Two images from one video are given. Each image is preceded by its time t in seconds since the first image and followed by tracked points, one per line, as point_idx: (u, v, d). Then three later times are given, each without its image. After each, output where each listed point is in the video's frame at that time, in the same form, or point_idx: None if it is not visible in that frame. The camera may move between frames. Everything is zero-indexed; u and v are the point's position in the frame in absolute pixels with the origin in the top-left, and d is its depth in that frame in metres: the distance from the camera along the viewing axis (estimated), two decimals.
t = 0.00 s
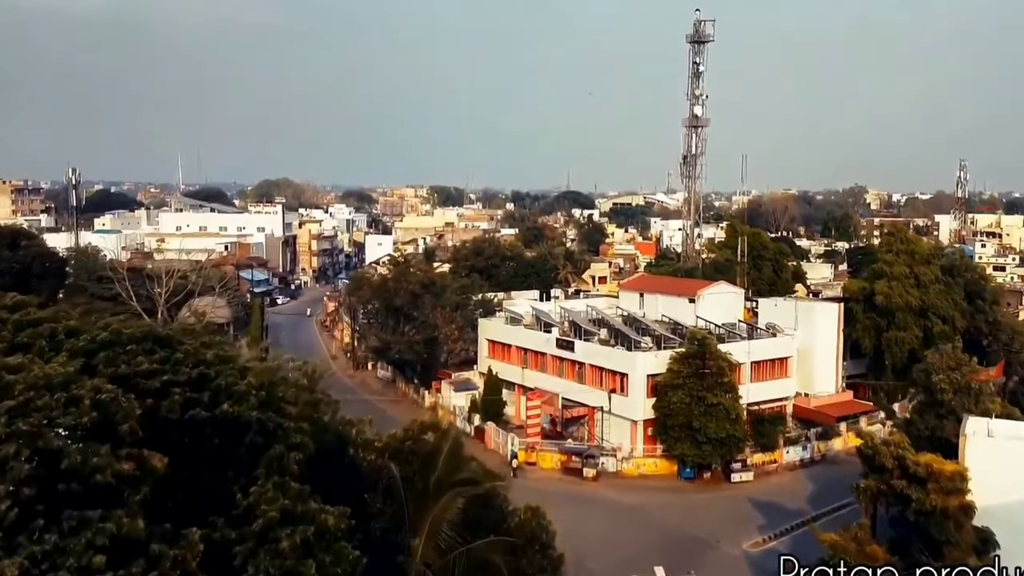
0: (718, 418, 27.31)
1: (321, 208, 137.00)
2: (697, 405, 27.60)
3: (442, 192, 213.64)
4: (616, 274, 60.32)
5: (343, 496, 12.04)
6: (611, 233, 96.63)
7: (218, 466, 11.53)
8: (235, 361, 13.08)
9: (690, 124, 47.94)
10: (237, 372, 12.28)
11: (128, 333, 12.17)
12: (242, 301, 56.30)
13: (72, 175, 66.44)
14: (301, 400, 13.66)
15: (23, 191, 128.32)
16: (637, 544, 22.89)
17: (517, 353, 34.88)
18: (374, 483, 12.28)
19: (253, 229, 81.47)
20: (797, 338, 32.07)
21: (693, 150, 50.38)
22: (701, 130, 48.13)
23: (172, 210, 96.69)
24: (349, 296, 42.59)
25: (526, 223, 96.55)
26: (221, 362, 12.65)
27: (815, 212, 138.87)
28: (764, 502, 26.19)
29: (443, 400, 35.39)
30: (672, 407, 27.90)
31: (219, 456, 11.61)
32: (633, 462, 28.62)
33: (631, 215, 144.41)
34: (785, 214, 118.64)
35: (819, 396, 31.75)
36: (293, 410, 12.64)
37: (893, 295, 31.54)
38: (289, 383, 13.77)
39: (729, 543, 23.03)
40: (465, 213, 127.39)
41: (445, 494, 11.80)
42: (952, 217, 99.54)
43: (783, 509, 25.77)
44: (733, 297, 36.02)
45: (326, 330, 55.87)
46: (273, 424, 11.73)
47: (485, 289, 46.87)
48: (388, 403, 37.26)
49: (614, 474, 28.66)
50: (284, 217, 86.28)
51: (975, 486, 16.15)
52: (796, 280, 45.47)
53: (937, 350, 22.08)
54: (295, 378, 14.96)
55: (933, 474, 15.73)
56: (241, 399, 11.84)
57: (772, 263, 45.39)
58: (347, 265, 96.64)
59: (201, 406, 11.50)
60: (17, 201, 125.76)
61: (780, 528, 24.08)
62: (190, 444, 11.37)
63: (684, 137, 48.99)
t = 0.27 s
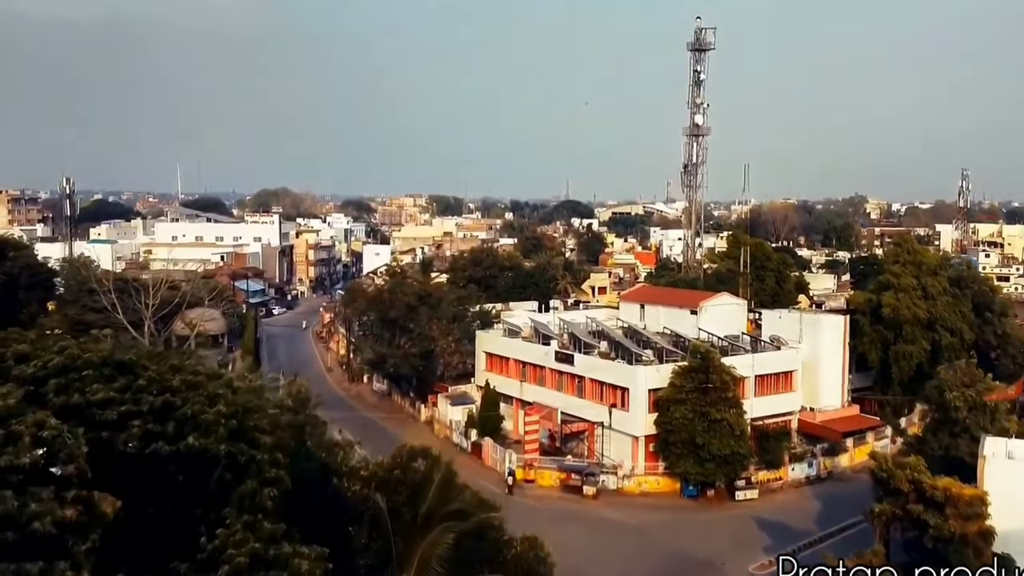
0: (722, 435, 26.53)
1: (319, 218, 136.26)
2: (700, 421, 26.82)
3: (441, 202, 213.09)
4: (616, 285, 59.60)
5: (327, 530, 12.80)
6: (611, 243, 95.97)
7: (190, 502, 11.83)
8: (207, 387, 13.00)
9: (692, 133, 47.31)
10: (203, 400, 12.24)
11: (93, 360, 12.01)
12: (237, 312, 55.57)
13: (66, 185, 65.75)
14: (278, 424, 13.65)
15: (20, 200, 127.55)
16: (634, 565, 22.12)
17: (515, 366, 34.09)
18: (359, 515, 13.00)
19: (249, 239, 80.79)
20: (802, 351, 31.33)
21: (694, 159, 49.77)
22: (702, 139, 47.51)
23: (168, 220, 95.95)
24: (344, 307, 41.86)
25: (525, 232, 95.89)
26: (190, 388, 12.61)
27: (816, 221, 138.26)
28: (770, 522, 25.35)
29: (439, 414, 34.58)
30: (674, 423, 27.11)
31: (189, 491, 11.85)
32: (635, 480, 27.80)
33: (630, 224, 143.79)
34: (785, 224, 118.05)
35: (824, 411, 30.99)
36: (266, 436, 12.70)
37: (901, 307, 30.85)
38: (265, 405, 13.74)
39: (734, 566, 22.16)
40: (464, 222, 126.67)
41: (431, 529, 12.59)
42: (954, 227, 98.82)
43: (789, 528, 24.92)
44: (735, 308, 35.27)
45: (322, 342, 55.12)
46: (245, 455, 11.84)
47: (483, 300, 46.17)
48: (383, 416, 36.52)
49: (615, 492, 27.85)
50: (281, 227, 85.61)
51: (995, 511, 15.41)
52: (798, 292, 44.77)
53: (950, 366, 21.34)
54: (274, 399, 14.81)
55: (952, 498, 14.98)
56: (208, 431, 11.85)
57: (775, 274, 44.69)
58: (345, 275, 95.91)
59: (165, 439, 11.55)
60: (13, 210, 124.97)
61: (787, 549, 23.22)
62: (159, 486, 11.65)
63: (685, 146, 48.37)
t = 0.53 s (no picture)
0: (725, 449, 25.84)
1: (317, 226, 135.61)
2: (703, 435, 26.10)
3: (440, 210, 212.63)
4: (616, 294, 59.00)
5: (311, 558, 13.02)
6: (610, 251, 95.44)
7: (158, 536, 11.60)
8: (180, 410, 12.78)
9: (693, 140, 46.78)
10: (169, 428, 12.07)
11: (50, 384, 11.89)
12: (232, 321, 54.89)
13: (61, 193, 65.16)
14: (266, 446, 13.30)
15: (17, 208, 126.80)
16: None
17: (513, 377, 33.39)
18: (344, 545, 13.39)
19: (246, 248, 80.22)
20: (806, 362, 30.67)
21: (694, 167, 49.26)
22: (703, 147, 46.99)
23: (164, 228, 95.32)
24: (340, 317, 41.19)
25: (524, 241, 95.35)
26: (159, 414, 12.46)
27: (815, 229, 137.77)
28: (776, 538, 24.58)
29: (436, 426, 33.83)
30: (676, 437, 26.43)
31: (158, 525, 11.64)
32: (636, 495, 27.09)
33: (629, 232, 143.36)
34: (785, 232, 117.55)
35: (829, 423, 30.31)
36: (243, 465, 12.39)
37: (908, 317, 30.36)
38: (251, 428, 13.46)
39: None
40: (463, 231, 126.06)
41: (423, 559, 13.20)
42: (955, 235, 98.31)
43: (796, 545, 24.16)
44: (738, 318, 34.60)
45: (318, 351, 54.43)
46: (214, 488, 11.61)
47: (481, 310, 45.53)
48: (379, 429, 35.81)
49: (616, 507, 27.13)
50: (279, 236, 85.06)
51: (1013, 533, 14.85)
52: (801, 301, 44.18)
53: (963, 380, 20.70)
54: (265, 419, 14.48)
55: (968, 521, 14.41)
56: (176, 460, 11.68)
57: (777, 283, 44.09)
58: (342, 283, 95.26)
59: (128, 471, 11.40)
60: (10, 218, 124.33)
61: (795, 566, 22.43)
62: (125, 521, 11.47)
63: (686, 154, 47.86)
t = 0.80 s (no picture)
0: (728, 462, 25.26)
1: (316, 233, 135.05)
2: (705, 447, 25.51)
3: (439, 217, 212.14)
4: (616, 302, 58.47)
5: None
6: (610, 259, 94.90)
7: (128, 562, 13.21)
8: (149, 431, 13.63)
9: (693, 147, 46.33)
10: (137, 453, 12.92)
11: (8, 408, 12.88)
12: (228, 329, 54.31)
13: (56, 200, 64.62)
14: (251, 466, 13.98)
15: (14, 215, 126.21)
16: None
17: (511, 387, 32.82)
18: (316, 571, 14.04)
19: (244, 255, 79.71)
20: (809, 372, 30.09)
21: (695, 174, 48.81)
22: (704, 154, 46.50)
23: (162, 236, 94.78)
24: (336, 326, 40.63)
25: (523, 248, 94.81)
26: (127, 437, 13.37)
27: (815, 236, 137.26)
28: (779, 553, 23.93)
29: (433, 437, 33.24)
30: (678, 449, 25.85)
31: (124, 553, 13.21)
32: (637, 508, 26.47)
33: (628, 239, 142.83)
34: (785, 240, 117.06)
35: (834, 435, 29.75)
36: (219, 490, 13.19)
37: (913, 326, 29.85)
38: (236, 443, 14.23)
39: None
40: (462, 238, 125.46)
41: None
42: (956, 243, 97.84)
43: (801, 560, 23.45)
44: (740, 327, 34.05)
45: (314, 360, 53.87)
46: (185, 517, 12.44)
47: (480, 318, 45.00)
48: (375, 440, 35.23)
49: (616, 521, 26.49)
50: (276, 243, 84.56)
51: None
52: (803, 310, 43.67)
53: (973, 393, 20.11)
54: (251, 432, 15.17)
55: (984, 541, 13.99)
56: (143, 490, 12.51)
57: (778, 291, 43.57)
58: (340, 291, 94.70)
59: (90, 501, 12.33)
60: (7, 226, 123.70)
61: None
62: (91, 550, 13.05)
63: (686, 160, 47.38)
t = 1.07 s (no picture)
0: (733, 479, 24.48)
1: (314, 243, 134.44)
2: (709, 464, 24.73)
3: (438, 226, 211.72)
4: (616, 313, 57.78)
5: None
6: (609, 268, 94.30)
7: None
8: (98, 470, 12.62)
9: (694, 155, 45.72)
10: (84, 494, 11.79)
11: None
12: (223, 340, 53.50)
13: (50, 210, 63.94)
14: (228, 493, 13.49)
15: (10, 225, 125.55)
16: None
17: (509, 401, 32.05)
18: None
19: (240, 265, 79.00)
20: (815, 385, 29.33)
21: (696, 183, 48.20)
22: (705, 162, 45.89)
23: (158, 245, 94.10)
24: (331, 338, 39.87)
25: (522, 257, 94.24)
26: (73, 476, 12.12)
27: (815, 246, 136.82)
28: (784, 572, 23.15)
29: (429, 452, 32.44)
30: (681, 466, 25.06)
31: None
32: (638, 527, 25.67)
33: (627, 249, 142.30)
34: (784, 249, 116.56)
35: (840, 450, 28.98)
36: (179, 532, 12.31)
37: (922, 339, 29.15)
38: (208, 474, 13.55)
39: None
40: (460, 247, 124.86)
41: None
42: (957, 252, 97.42)
43: None
44: (743, 339, 33.31)
45: (310, 372, 53.07)
46: (137, 566, 11.38)
47: (477, 329, 44.22)
48: (369, 455, 34.42)
49: (617, 540, 25.66)
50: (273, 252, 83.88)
51: None
52: (806, 321, 42.96)
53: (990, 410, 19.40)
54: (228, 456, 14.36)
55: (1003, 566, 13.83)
56: (90, 535, 11.36)
57: (781, 302, 42.88)
58: (338, 300, 94.02)
59: (23, 549, 11.28)
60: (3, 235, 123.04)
61: None
62: None
63: (687, 169, 46.77)
